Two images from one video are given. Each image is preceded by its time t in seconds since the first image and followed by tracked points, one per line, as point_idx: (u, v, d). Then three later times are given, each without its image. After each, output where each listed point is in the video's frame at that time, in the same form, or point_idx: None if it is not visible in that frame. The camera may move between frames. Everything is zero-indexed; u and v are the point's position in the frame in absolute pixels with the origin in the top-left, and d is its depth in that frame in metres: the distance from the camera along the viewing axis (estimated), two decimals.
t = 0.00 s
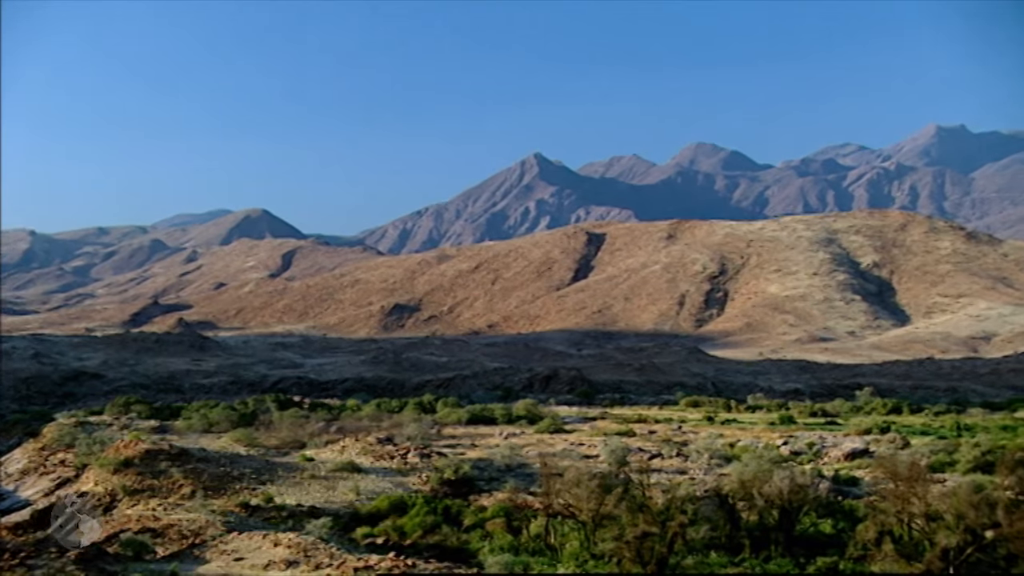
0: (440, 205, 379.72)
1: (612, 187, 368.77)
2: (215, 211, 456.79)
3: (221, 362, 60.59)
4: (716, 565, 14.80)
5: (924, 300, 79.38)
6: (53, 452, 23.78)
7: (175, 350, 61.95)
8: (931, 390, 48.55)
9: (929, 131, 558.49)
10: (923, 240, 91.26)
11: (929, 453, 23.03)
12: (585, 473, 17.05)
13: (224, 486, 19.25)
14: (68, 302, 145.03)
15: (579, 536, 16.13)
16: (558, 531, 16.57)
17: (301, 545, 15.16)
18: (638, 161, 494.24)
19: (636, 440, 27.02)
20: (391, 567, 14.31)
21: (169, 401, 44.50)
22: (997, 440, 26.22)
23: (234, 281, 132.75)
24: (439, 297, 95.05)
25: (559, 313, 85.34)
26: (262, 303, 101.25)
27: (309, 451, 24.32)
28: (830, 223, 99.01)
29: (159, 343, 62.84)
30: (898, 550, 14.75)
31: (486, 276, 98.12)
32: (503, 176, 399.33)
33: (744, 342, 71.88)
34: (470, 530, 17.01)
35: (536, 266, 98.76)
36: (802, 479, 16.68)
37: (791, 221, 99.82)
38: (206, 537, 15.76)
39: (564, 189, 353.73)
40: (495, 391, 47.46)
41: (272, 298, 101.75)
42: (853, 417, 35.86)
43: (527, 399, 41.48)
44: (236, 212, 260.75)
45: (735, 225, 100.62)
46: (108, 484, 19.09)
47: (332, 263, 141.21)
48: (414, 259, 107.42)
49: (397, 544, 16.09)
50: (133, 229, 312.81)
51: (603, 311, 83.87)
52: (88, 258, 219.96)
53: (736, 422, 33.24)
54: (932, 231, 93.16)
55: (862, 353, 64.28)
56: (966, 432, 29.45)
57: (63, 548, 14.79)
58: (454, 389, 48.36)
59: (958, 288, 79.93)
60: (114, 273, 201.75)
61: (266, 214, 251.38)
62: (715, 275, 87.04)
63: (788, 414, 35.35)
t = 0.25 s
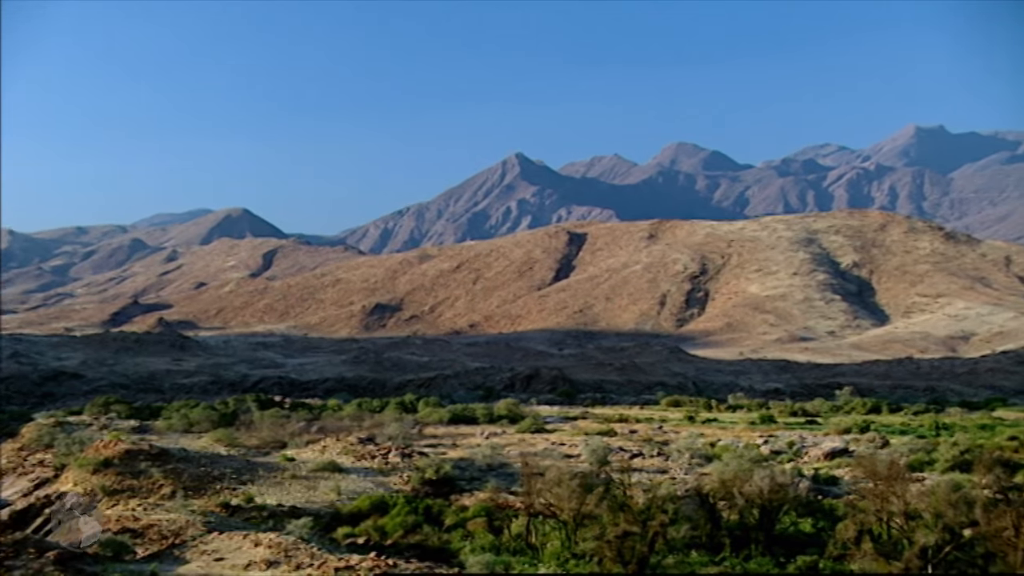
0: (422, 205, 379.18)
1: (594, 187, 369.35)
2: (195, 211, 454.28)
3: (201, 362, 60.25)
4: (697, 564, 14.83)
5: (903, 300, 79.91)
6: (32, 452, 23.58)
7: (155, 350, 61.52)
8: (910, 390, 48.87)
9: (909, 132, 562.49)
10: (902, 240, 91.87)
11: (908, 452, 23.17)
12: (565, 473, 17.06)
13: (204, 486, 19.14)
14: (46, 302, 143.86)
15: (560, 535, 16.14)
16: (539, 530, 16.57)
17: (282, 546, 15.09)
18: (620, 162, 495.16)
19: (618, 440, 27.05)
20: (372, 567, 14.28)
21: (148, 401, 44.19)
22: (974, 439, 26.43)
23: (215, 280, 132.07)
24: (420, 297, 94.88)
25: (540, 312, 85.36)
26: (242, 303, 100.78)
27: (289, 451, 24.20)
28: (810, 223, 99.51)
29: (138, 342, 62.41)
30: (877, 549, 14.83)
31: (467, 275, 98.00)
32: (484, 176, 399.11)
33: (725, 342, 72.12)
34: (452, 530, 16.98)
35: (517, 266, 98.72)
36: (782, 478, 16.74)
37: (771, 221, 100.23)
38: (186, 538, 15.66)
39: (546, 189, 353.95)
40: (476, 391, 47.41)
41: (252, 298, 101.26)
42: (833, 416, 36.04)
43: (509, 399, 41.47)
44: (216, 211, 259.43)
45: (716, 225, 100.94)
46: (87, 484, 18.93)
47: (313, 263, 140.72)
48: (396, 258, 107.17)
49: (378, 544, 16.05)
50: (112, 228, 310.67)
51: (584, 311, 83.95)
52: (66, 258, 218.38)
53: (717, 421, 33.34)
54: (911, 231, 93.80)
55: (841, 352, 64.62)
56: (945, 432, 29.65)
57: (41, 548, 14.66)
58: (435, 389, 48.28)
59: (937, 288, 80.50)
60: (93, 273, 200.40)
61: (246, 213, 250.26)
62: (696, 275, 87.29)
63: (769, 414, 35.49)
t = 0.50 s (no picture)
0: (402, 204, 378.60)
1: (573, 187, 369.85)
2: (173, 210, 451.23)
3: (179, 361, 59.87)
4: (676, 563, 14.89)
5: (881, 300, 80.46)
6: (8, 452, 23.38)
7: (133, 350, 61.07)
8: (887, 389, 49.22)
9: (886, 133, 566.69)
10: (879, 240, 92.53)
11: (886, 451, 23.35)
12: (545, 473, 17.06)
13: (182, 487, 19.04)
14: (23, 301, 142.64)
15: (539, 535, 16.15)
16: (519, 530, 16.58)
17: (261, 546, 15.02)
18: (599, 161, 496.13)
19: (597, 439, 27.10)
20: (351, 567, 14.24)
21: (126, 401, 43.86)
22: (951, 438, 26.67)
23: (193, 280, 131.38)
24: (400, 297, 94.70)
25: (520, 312, 85.37)
26: (221, 302, 100.25)
27: (268, 451, 24.09)
28: (788, 223, 100.03)
29: (116, 342, 61.95)
30: (854, 547, 14.92)
31: (447, 275, 97.90)
32: (464, 176, 398.83)
33: (704, 342, 72.39)
34: (431, 530, 16.95)
35: (497, 265, 98.70)
36: (761, 477, 16.82)
37: (750, 221, 100.66)
38: (164, 538, 15.57)
39: (526, 189, 353.89)
40: (456, 391, 47.37)
41: (231, 297, 100.73)
42: (811, 415, 36.25)
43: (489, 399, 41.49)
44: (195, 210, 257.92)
45: (695, 225, 101.29)
46: (63, 485, 18.76)
47: (292, 262, 140.21)
48: (375, 258, 106.90)
49: (356, 544, 15.99)
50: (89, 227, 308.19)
51: (564, 310, 84.03)
52: (43, 257, 216.69)
53: (696, 420, 33.44)
54: (888, 232, 94.48)
55: (819, 352, 64.99)
56: (921, 430, 29.90)
57: (17, 549, 14.51)
58: (414, 389, 48.19)
59: (914, 287, 81.11)
60: (70, 272, 198.92)
61: (225, 212, 248.99)
62: (675, 275, 87.58)
63: (747, 413, 35.67)
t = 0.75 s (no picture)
0: (382, 204, 377.81)
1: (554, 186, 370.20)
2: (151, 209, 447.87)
3: (158, 361, 59.48)
4: (656, 562, 14.93)
5: (859, 300, 80.97)
6: None
7: (111, 349, 60.59)
8: (866, 388, 49.53)
9: (864, 133, 571.01)
10: (857, 240, 93.13)
11: (864, 450, 23.49)
12: (525, 472, 17.06)
13: (161, 486, 18.92)
14: None
15: (519, 535, 16.16)
16: (499, 529, 16.59)
17: (241, 546, 14.96)
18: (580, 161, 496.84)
19: (577, 438, 27.14)
20: (331, 567, 14.18)
21: (104, 401, 43.50)
22: (930, 436, 26.86)
23: (173, 279, 130.63)
24: (380, 296, 94.50)
25: (501, 311, 85.36)
26: (200, 301, 99.74)
27: (248, 451, 23.95)
28: (767, 223, 100.50)
29: (94, 342, 61.46)
30: (833, 546, 15.01)
31: (427, 275, 97.77)
32: (445, 175, 398.34)
33: (684, 341, 72.61)
34: (411, 530, 16.92)
35: (477, 265, 98.65)
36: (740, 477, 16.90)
37: (730, 221, 100.99)
38: (143, 539, 15.46)
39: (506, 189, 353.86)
40: (436, 390, 47.32)
41: (210, 297, 100.19)
42: (790, 414, 36.45)
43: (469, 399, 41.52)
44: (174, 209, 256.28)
45: (675, 225, 101.58)
46: (41, 484, 18.56)
47: (272, 262, 139.66)
48: (355, 258, 106.61)
49: (336, 544, 15.93)
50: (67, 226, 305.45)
51: (545, 310, 84.10)
52: (21, 256, 214.93)
53: (677, 420, 33.57)
54: (867, 232, 95.11)
55: (799, 351, 65.32)
56: (899, 429, 30.12)
57: None
58: (395, 389, 48.09)
59: (892, 287, 81.64)
60: (48, 271, 197.42)
61: (205, 211, 247.68)
62: (655, 274, 87.80)
63: (727, 412, 35.84)
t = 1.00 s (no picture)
0: (361, 203, 376.86)
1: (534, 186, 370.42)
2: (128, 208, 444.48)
3: (136, 361, 59.07)
4: (634, 561, 14.96)
5: (836, 299, 81.49)
6: None
7: (87, 349, 60.09)
8: (843, 387, 49.87)
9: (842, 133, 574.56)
10: (835, 240, 93.75)
11: (841, 449, 23.64)
12: (504, 471, 17.04)
13: (138, 487, 18.77)
14: None
15: (498, 534, 16.15)
16: (478, 529, 16.56)
17: (218, 546, 14.85)
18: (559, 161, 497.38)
19: (556, 438, 27.16)
20: (309, 566, 14.13)
21: (81, 401, 43.15)
22: (906, 435, 27.06)
23: (150, 279, 129.80)
24: (359, 296, 94.26)
25: (480, 311, 85.33)
26: (178, 301, 99.15)
27: (225, 451, 23.81)
28: (746, 223, 100.95)
29: (71, 342, 60.95)
30: (810, 545, 15.09)
31: (406, 274, 97.61)
32: (424, 174, 397.77)
33: (662, 341, 72.86)
34: (390, 530, 16.86)
35: (457, 264, 98.58)
36: (718, 476, 16.95)
37: (708, 221, 101.35)
38: (119, 539, 15.32)
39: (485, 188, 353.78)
40: (415, 390, 47.24)
41: (188, 296, 99.60)
42: (768, 413, 36.64)
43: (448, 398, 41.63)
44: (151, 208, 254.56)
45: (654, 225, 101.88)
46: (16, 485, 18.36)
47: (251, 261, 139.05)
48: (334, 257, 106.28)
49: (315, 544, 15.86)
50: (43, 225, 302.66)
51: (524, 309, 84.14)
52: None
53: (655, 419, 33.69)
54: (844, 232, 95.78)
55: (776, 351, 65.67)
56: (875, 428, 30.32)
57: None
58: (374, 388, 47.97)
59: (869, 287, 82.24)
60: (23, 270, 195.76)
61: (183, 210, 246.23)
62: (634, 274, 88.02)
63: (705, 411, 36.01)
